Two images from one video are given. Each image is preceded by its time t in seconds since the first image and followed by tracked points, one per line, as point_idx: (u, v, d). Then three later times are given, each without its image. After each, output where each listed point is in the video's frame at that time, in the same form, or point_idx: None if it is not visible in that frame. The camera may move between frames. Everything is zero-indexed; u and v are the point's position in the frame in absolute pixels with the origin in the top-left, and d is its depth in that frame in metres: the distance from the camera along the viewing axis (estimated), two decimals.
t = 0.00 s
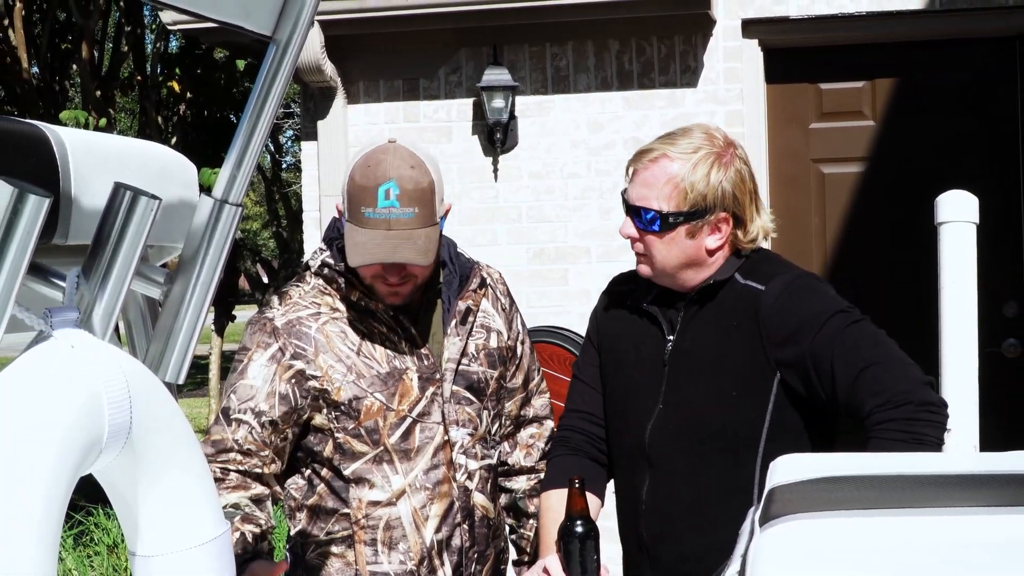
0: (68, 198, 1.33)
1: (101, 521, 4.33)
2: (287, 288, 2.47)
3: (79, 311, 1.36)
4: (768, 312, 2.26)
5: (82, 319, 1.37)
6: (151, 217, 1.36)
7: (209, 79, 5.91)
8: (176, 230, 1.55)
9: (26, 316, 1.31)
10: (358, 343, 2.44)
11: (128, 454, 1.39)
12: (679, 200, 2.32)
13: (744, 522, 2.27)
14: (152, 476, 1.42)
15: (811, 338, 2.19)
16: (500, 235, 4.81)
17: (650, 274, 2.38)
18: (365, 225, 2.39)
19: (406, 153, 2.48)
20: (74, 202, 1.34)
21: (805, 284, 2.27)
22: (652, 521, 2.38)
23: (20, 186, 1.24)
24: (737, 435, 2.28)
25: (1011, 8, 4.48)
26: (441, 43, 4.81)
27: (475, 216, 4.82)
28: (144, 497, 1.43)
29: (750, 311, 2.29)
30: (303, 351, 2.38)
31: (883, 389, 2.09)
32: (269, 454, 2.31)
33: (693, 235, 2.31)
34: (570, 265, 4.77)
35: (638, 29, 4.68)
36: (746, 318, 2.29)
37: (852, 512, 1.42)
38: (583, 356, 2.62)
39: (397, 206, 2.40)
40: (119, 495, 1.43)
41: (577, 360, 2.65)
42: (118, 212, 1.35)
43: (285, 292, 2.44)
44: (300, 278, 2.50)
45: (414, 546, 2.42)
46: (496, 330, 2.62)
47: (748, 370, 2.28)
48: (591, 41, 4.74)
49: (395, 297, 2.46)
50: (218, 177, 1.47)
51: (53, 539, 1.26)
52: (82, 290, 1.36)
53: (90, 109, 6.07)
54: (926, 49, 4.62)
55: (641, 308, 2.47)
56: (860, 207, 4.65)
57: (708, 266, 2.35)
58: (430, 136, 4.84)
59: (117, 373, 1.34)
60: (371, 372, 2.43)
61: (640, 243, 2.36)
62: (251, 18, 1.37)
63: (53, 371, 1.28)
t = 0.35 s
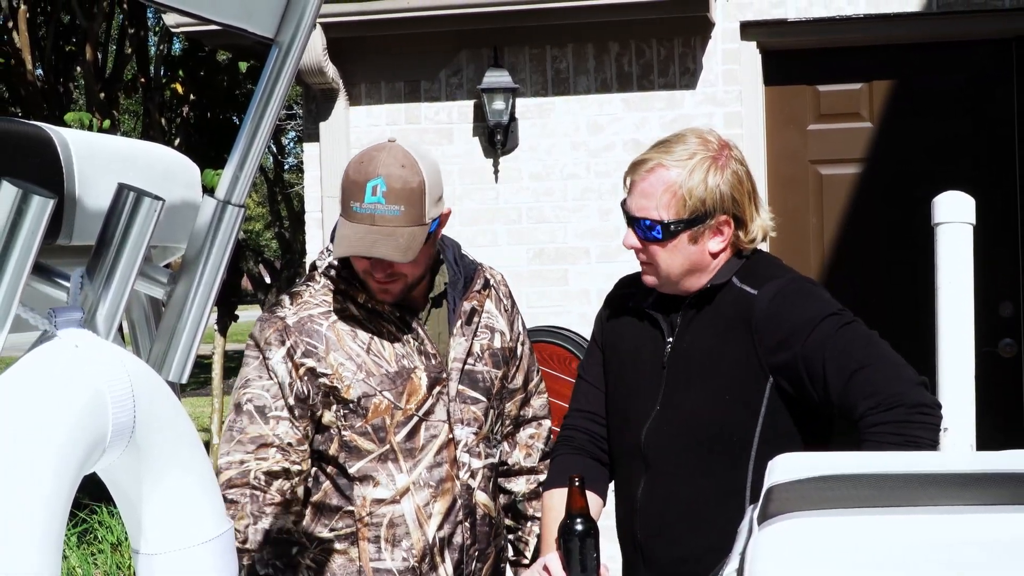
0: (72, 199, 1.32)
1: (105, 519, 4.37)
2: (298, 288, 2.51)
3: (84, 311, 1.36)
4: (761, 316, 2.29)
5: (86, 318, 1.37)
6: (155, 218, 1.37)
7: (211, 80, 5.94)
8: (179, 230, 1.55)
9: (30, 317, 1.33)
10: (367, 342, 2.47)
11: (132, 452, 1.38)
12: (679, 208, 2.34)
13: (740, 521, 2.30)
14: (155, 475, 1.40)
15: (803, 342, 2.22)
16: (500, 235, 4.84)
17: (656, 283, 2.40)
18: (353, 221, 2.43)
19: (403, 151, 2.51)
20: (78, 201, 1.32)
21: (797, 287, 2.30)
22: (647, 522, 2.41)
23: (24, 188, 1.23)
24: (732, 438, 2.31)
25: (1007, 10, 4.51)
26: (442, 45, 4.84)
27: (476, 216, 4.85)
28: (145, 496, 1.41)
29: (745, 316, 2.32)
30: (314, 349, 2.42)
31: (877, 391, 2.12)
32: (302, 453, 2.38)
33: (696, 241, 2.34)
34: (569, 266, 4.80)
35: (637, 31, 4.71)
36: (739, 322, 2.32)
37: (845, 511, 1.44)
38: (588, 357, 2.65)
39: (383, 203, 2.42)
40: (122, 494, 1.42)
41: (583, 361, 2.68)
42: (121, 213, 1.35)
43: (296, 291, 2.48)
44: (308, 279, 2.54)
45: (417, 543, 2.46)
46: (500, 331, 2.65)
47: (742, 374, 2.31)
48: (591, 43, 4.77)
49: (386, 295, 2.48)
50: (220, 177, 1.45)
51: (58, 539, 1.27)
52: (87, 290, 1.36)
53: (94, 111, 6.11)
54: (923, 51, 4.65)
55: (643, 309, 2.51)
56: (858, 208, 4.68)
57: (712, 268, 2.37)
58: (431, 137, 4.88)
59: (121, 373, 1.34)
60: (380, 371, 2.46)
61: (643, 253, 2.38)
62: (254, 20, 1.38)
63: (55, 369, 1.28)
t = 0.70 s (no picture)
0: (75, 201, 1.28)
1: (108, 518, 4.40)
2: (296, 291, 2.53)
3: (86, 311, 1.31)
4: (762, 316, 2.32)
5: (88, 317, 1.32)
6: (157, 219, 1.33)
7: (214, 82, 5.99)
8: (182, 231, 1.52)
9: (34, 317, 1.28)
10: (367, 343, 2.50)
11: (135, 450, 1.33)
12: (685, 221, 2.35)
13: (739, 521, 2.33)
14: (158, 473, 1.34)
15: (806, 341, 2.24)
16: (500, 236, 4.87)
17: (665, 292, 2.42)
18: (376, 209, 2.50)
19: (399, 139, 2.62)
20: (81, 203, 1.29)
21: (799, 287, 2.33)
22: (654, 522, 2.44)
23: (27, 189, 1.18)
24: (735, 439, 2.34)
25: (1003, 13, 4.53)
26: (443, 47, 4.87)
27: (476, 217, 4.89)
28: (148, 497, 1.35)
29: (747, 316, 2.34)
30: (317, 352, 2.45)
31: (881, 391, 2.14)
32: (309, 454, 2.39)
33: (705, 248, 2.37)
34: (568, 266, 4.84)
35: (636, 33, 4.74)
36: (742, 322, 2.35)
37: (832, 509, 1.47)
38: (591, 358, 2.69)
39: (405, 185, 2.52)
40: (125, 493, 1.36)
41: (586, 363, 2.71)
42: (124, 216, 1.31)
43: (294, 295, 2.51)
44: (304, 283, 2.56)
45: (418, 541, 2.50)
46: (490, 328, 2.69)
47: (745, 375, 2.34)
48: (590, 46, 4.80)
49: (409, 282, 2.55)
50: (222, 178, 1.42)
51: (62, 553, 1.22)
52: (89, 290, 1.32)
53: (97, 112, 6.14)
54: (919, 53, 4.68)
55: (644, 312, 2.54)
56: (854, 209, 4.72)
57: (721, 271, 2.41)
58: (431, 139, 4.91)
59: (122, 371, 1.29)
60: (381, 372, 2.49)
61: (655, 273, 2.38)
62: (255, 21, 1.35)
63: (58, 373, 1.23)
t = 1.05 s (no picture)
0: (80, 201, 1.24)
1: (112, 516, 4.44)
2: (300, 287, 2.57)
3: (90, 311, 1.22)
4: (763, 316, 2.35)
5: (93, 317, 1.23)
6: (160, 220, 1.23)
7: (216, 84, 6.03)
8: (183, 232, 1.51)
9: (38, 316, 1.28)
10: (370, 337, 2.52)
11: (137, 450, 1.24)
12: (688, 221, 2.39)
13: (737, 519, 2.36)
14: (162, 471, 1.26)
15: (808, 340, 2.27)
16: (500, 237, 4.91)
17: (667, 293, 2.45)
18: (395, 201, 2.55)
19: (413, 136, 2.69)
20: (86, 203, 1.25)
21: (799, 288, 2.36)
22: (656, 521, 2.46)
23: (33, 190, 1.08)
24: (736, 439, 2.37)
25: (1000, 15, 4.57)
26: (444, 49, 4.90)
27: (477, 217, 4.92)
28: (151, 494, 1.27)
29: (748, 316, 2.37)
30: (320, 345, 2.46)
31: (882, 392, 2.16)
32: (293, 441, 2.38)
33: (707, 248, 2.41)
34: (568, 267, 4.87)
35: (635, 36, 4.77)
36: (742, 322, 2.38)
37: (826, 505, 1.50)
38: (592, 361, 2.74)
39: (423, 177, 2.59)
40: (126, 487, 1.28)
41: (588, 365, 2.76)
42: (127, 217, 1.21)
43: (298, 290, 2.54)
44: (309, 280, 2.60)
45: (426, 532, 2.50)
46: (491, 326, 2.75)
47: (746, 374, 2.37)
48: (590, 48, 4.83)
49: (420, 275, 2.59)
50: (224, 178, 1.32)
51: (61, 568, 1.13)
52: (93, 290, 1.22)
53: (100, 114, 6.18)
54: (916, 55, 4.72)
55: (644, 312, 2.57)
56: (852, 209, 4.75)
57: (722, 270, 2.45)
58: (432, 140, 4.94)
59: (125, 366, 1.20)
60: (384, 365, 2.51)
61: (658, 273, 2.42)
62: (256, 23, 1.24)
63: (58, 370, 1.14)
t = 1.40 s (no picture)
0: (83, 202, 1.31)
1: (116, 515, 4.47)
2: (332, 273, 2.70)
3: (93, 311, 1.31)
4: (764, 314, 2.38)
5: (96, 317, 1.32)
6: (164, 222, 1.31)
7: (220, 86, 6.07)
8: (184, 231, 1.55)
9: (43, 315, 1.33)
10: (391, 320, 2.61)
11: (141, 449, 1.35)
12: (686, 215, 2.44)
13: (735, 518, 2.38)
14: (166, 471, 1.38)
15: (807, 339, 2.30)
16: (501, 237, 4.94)
17: (667, 289, 2.49)
18: (413, 186, 2.66)
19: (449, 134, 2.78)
20: (90, 204, 1.32)
21: (800, 287, 2.39)
22: (656, 519, 2.48)
23: (36, 191, 1.17)
24: (736, 437, 2.40)
25: (995, 18, 4.61)
26: (446, 52, 4.94)
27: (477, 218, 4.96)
28: (155, 493, 1.39)
29: (748, 315, 2.41)
30: (341, 324, 2.58)
31: (878, 390, 2.18)
32: (314, 409, 2.53)
33: (705, 242, 2.46)
34: (568, 267, 4.91)
35: (634, 38, 4.80)
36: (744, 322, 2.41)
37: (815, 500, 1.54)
38: (589, 366, 2.78)
39: (444, 169, 2.67)
40: (131, 487, 1.40)
41: (587, 366, 2.79)
42: (130, 218, 1.29)
43: (328, 274, 2.67)
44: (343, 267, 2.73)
45: (438, 513, 2.55)
46: (519, 324, 2.79)
47: (746, 371, 2.40)
48: (590, 50, 4.87)
49: (434, 266, 2.67)
50: (227, 179, 1.37)
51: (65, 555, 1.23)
52: (97, 290, 1.31)
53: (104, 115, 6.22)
54: (913, 57, 4.76)
55: (643, 312, 2.61)
56: (849, 211, 4.79)
57: (719, 264, 2.50)
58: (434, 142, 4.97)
59: (131, 370, 1.31)
60: (403, 347, 2.60)
61: (658, 266, 2.45)
62: (261, 26, 1.30)
63: (61, 371, 1.25)
